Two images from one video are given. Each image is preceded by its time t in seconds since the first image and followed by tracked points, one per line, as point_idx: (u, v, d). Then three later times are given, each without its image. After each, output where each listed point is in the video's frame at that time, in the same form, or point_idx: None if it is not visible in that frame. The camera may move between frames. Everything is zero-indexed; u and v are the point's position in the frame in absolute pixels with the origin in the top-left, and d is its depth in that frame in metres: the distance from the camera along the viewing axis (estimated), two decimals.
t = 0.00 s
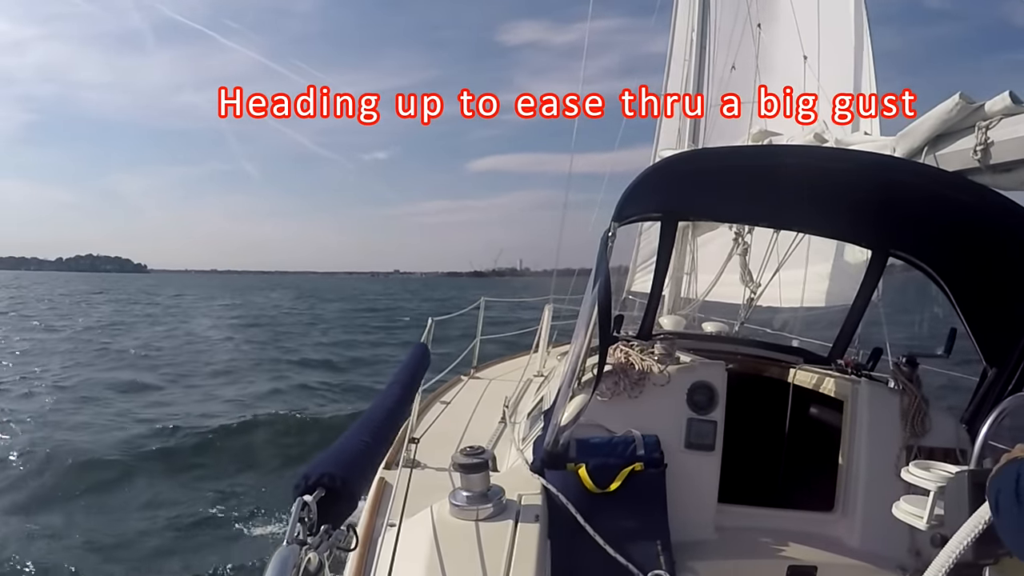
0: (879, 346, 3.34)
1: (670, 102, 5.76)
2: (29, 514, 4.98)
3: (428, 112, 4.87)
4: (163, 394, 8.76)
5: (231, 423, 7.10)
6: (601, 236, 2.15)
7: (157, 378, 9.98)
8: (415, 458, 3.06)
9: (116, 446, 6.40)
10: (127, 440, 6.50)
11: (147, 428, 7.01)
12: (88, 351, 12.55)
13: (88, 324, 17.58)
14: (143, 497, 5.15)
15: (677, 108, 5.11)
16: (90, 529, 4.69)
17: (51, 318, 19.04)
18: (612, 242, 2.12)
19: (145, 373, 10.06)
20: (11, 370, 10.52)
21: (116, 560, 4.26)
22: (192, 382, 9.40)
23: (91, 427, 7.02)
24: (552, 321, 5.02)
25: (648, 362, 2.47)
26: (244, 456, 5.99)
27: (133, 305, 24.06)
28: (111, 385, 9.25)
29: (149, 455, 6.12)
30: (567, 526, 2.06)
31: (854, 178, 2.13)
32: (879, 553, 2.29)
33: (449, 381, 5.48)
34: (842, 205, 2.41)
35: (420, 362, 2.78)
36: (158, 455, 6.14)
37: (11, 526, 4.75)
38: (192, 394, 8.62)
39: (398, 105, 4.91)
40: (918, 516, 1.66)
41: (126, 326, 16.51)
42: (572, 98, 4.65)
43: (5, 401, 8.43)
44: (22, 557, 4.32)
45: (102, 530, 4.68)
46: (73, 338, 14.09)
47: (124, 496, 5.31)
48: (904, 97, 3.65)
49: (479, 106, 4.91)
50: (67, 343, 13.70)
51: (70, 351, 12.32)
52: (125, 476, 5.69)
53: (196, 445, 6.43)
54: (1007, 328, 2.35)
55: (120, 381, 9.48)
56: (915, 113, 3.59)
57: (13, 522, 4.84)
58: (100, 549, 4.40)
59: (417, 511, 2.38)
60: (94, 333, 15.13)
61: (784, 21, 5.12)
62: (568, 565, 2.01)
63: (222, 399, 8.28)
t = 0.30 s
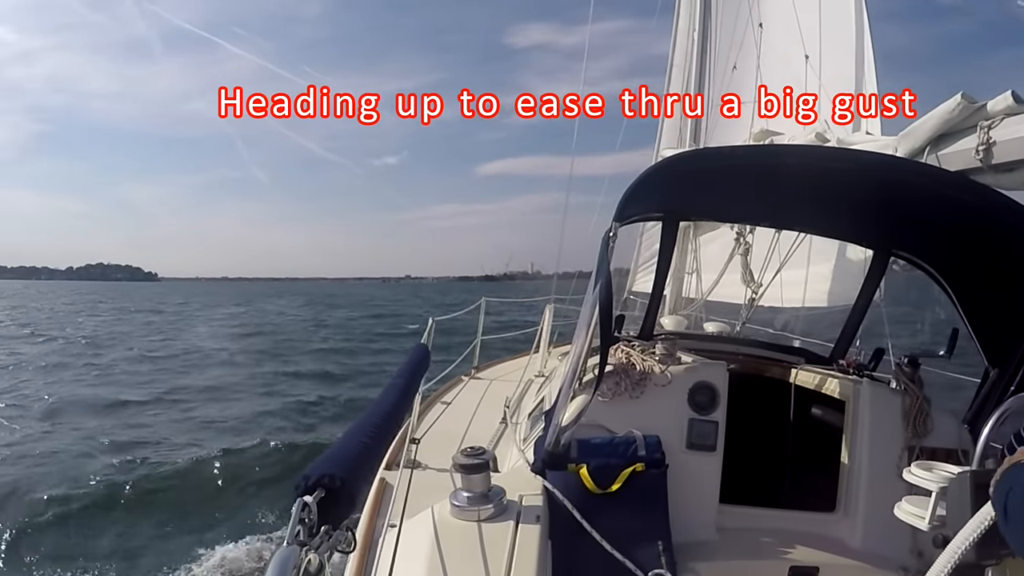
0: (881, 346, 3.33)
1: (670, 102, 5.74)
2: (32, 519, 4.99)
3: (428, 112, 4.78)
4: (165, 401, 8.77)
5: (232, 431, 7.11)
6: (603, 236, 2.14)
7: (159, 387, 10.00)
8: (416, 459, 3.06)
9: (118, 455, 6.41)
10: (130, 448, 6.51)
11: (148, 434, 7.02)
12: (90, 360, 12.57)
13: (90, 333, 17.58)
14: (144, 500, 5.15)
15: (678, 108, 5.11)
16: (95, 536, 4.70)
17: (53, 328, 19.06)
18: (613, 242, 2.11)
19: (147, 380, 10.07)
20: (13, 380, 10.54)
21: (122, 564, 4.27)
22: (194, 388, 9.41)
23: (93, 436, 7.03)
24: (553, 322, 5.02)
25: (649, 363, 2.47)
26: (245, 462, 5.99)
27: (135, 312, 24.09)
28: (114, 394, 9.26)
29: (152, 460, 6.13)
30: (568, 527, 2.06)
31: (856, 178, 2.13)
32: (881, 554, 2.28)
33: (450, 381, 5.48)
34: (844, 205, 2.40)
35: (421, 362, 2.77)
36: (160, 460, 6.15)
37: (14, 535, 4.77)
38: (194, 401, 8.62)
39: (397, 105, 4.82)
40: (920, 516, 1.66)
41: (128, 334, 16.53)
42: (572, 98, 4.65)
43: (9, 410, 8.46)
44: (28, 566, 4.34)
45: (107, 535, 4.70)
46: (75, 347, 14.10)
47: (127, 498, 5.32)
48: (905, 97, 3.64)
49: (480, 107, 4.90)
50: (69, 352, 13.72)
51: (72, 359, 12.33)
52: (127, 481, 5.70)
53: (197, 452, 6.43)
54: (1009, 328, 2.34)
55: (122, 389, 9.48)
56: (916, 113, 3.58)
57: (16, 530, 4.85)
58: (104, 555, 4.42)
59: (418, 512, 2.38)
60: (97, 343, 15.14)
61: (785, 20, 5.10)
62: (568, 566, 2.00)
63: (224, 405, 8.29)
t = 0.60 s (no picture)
0: (883, 347, 3.33)
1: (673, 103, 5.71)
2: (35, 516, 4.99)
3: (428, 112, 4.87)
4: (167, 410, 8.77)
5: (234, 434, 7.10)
6: (604, 238, 2.13)
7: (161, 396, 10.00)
8: (416, 460, 3.05)
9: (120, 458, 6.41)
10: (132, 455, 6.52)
11: (150, 439, 7.02)
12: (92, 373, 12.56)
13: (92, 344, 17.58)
14: (145, 503, 5.15)
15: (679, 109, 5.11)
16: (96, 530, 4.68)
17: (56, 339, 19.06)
18: (614, 243, 2.11)
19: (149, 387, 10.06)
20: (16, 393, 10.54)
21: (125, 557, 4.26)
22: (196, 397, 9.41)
23: (95, 443, 7.03)
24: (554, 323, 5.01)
25: (650, 364, 2.46)
26: (247, 467, 5.98)
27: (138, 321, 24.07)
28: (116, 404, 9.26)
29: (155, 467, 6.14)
30: (568, 529, 2.05)
31: (857, 179, 2.12)
32: (884, 556, 2.28)
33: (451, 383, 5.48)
34: (846, 206, 2.40)
35: (422, 364, 2.76)
36: (161, 465, 6.14)
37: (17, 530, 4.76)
38: (195, 407, 8.61)
39: (398, 105, 4.88)
40: (921, 518, 1.65)
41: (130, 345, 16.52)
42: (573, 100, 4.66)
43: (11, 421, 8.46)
44: (29, 557, 4.32)
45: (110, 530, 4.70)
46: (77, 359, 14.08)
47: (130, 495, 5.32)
48: (905, 98, 3.64)
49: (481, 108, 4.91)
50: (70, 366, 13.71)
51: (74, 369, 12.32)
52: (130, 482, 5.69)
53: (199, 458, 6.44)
54: (1011, 330, 2.33)
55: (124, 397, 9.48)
56: (916, 113, 3.58)
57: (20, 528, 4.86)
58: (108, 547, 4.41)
59: (418, 514, 2.37)
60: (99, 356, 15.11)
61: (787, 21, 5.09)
62: (569, 569, 2.00)
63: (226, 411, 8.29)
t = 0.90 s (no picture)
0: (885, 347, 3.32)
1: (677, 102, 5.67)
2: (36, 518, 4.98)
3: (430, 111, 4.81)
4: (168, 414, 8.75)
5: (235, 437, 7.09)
6: (605, 239, 2.13)
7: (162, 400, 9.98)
8: (417, 461, 3.05)
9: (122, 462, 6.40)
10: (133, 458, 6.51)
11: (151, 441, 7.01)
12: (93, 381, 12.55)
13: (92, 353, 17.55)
14: (147, 504, 5.16)
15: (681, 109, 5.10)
16: (99, 531, 4.68)
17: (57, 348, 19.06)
18: (615, 244, 2.10)
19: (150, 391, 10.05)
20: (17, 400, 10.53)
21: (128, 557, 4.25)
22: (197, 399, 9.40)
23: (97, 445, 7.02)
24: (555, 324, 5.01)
25: (652, 365, 2.45)
26: (249, 469, 5.98)
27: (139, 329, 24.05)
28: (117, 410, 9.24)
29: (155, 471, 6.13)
30: (570, 530, 2.04)
31: (859, 178, 2.12)
32: (885, 556, 2.27)
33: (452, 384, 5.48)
34: (848, 206, 2.39)
35: (423, 365, 2.76)
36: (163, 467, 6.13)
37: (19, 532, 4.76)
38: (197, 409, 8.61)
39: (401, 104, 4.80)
40: (921, 518, 1.64)
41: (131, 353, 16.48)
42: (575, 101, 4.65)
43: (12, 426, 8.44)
44: (30, 558, 4.32)
45: (113, 530, 4.69)
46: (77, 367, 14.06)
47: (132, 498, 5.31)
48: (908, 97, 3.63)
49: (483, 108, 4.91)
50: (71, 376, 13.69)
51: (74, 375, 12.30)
52: (131, 485, 5.68)
53: (200, 461, 6.43)
54: (1013, 330, 2.33)
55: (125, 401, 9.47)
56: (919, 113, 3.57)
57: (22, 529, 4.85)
58: (110, 548, 4.39)
59: (419, 515, 2.37)
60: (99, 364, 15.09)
61: (790, 21, 5.09)
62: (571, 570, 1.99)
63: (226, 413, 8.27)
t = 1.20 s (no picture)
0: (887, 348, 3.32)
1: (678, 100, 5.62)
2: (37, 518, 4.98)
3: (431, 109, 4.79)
4: (169, 415, 8.74)
5: (235, 438, 7.09)
6: (606, 239, 2.12)
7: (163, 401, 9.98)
8: (417, 462, 3.05)
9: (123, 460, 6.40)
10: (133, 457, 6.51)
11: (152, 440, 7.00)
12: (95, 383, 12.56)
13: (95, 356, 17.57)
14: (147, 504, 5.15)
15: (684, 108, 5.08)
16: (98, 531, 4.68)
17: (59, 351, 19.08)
18: (617, 244, 2.10)
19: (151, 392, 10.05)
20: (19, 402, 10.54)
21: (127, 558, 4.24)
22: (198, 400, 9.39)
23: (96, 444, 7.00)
24: (557, 325, 5.00)
25: (653, 365, 2.44)
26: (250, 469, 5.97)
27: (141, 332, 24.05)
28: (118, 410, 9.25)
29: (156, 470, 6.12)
30: (570, 531, 2.04)
31: (861, 178, 2.11)
32: (887, 558, 2.26)
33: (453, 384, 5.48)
34: (849, 207, 2.39)
35: (423, 366, 2.75)
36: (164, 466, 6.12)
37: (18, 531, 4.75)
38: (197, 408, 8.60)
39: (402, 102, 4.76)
40: (923, 519, 1.63)
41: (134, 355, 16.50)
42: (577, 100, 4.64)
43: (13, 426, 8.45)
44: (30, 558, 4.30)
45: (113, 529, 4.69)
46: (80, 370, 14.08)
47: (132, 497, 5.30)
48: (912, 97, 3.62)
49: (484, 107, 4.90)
50: (73, 378, 13.70)
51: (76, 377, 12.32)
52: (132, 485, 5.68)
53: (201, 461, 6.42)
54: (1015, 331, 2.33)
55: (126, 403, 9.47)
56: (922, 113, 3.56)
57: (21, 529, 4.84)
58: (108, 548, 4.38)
59: (420, 516, 2.36)
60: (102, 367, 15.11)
61: (791, 20, 5.08)
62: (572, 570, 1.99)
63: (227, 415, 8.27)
